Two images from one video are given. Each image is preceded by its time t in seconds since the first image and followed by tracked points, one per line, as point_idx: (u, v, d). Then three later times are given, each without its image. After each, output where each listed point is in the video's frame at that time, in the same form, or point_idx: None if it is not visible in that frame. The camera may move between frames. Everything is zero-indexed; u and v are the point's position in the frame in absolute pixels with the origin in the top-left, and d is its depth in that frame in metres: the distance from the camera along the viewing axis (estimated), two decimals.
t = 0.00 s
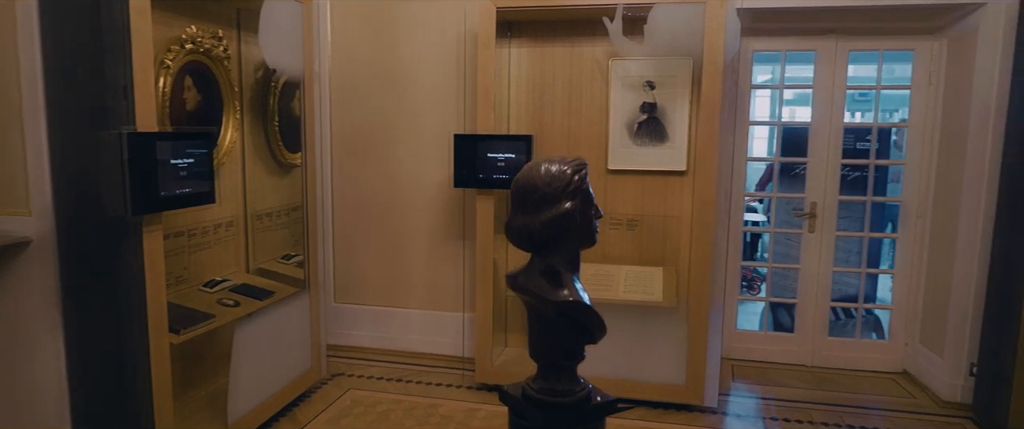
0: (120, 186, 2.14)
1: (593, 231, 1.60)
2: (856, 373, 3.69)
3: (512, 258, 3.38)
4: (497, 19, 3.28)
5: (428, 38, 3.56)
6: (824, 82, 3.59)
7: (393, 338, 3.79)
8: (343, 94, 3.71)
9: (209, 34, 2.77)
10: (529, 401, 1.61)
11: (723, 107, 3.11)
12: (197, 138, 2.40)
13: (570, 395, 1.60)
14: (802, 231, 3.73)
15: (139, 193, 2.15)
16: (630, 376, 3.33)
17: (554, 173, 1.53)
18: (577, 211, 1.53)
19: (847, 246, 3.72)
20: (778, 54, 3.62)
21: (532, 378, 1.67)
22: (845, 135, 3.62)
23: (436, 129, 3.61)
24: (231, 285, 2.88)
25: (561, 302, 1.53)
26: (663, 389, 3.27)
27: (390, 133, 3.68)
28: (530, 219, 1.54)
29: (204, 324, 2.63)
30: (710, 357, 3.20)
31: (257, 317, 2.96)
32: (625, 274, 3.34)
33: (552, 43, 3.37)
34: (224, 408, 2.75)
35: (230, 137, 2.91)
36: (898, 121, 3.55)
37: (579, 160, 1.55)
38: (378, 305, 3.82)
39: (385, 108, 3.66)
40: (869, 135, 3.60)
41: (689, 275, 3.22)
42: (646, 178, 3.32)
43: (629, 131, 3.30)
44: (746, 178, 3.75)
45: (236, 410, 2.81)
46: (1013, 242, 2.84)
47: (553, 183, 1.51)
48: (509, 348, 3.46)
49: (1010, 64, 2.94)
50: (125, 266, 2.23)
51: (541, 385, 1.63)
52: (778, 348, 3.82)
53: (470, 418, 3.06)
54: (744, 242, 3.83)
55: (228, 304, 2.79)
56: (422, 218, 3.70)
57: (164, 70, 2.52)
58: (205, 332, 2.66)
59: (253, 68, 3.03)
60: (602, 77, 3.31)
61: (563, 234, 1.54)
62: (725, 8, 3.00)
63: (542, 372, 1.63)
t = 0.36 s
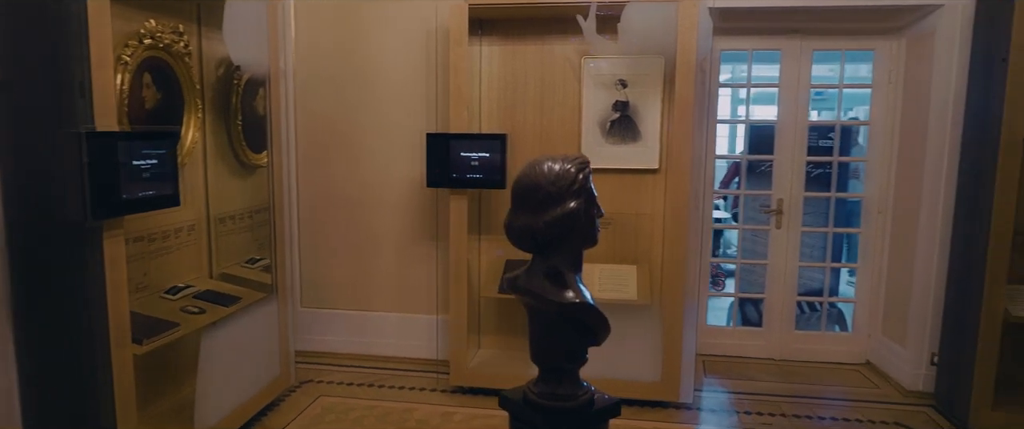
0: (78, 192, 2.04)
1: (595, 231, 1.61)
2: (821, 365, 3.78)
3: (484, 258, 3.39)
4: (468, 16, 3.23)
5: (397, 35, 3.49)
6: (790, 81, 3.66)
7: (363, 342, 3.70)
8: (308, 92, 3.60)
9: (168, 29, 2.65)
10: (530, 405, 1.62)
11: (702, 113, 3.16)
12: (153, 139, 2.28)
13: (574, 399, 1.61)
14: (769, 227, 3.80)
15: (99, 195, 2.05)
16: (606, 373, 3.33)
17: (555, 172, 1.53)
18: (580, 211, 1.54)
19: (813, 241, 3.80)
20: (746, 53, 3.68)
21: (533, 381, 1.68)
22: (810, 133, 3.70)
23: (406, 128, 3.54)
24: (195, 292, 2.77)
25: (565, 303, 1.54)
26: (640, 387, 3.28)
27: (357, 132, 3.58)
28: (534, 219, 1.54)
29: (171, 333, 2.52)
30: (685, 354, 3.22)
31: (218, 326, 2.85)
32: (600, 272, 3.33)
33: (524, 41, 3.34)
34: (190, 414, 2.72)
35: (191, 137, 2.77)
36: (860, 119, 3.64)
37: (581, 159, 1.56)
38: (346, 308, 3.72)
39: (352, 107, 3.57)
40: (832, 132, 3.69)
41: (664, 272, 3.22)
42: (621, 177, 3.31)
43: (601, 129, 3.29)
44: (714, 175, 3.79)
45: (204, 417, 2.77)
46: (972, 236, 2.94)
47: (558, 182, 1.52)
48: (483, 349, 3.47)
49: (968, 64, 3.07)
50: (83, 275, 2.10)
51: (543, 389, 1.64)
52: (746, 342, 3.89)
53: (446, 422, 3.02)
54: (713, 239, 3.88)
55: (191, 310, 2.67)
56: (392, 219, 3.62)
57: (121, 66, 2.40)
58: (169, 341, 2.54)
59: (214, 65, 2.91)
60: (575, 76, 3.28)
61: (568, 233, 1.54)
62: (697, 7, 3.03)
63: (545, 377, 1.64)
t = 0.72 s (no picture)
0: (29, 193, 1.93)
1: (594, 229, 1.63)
2: (785, 358, 3.87)
3: (453, 259, 3.38)
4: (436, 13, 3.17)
5: (361, 32, 3.40)
6: (752, 80, 3.73)
7: (328, 347, 3.60)
8: (268, 90, 3.48)
9: (122, 22, 2.50)
10: (529, 409, 1.63)
11: (664, 104, 3.15)
12: (104, 138, 2.15)
13: (572, 402, 1.62)
14: (732, 224, 3.86)
15: (51, 196, 1.94)
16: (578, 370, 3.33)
17: (556, 169, 1.54)
18: (581, 209, 1.56)
19: (776, 237, 3.89)
20: (709, 52, 3.74)
21: (531, 384, 1.68)
22: (772, 130, 3.78)
23: (371, 127, 3.46)
24: (152, 299, 2.64)
25: (567, 302, 1.55)
26: (612, 384, 3.28)
27: (321, 131, 3.48)
28: (535, 218, 1.55)
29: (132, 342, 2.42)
30: (657, 351, 3.25)
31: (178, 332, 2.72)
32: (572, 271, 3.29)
33: (491, 39, 3.32)
34: None
35: (146, 136, 2.63)
36: (819, 117, 3.74)
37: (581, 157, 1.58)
38: (311, 312, 3.61)
39: (315, 106, 3.47)
40: (792, 130, 3.77)
41: (635, 269, 3.24)
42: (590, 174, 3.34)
43: (570, 127, 3.29)
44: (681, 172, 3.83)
45: None
46: (929, 230, 3.04)
47: (559, 180, 1.53)
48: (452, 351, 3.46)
49: (921, 64, 3.19)
50: (34, 284, 1.97)
51: (542, 392, 1.64)
52: (712, 337, 3.95)
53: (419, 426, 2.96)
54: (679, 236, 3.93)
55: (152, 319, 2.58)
56: (358, 220, 3.53)
57: (71, 61, 2.24)
58: (130, 351, 2.44)
59: (170, 61, 2.76)
60: (542, 75, 3.30)
61: (568, 232, 1.56)
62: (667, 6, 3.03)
63: (542, 379, 1.65)
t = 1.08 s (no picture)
0: None
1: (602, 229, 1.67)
2: (754, 354, 3.94)
3: (427, 261, 3.32)
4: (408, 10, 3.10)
5: (329, 28, 3.30)
6: (721, 80, 3.77)
7: (297, 354, 3.49)
8: (231, 87, 3.34)
9: (76, 14, 2.35)
10: (536, 415, 1.67)
11: (643, 106, 3.20)
12: (52, 139, 2.00)
13: (581, 408, 1.65)
14: (702, 223, 3.90)
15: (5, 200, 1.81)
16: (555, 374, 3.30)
17: (567, 169, 1.58)
18: (592, 209, 1.59)
19: (744, 235, 3.95)
20: (679, 52, 3.77)
21: (538, 391, 1.73)
22: (740, 130, 3.83)
23: (341, 126, 3.36)
24: (112, 307, 2.51)
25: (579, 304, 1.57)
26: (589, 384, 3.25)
27: (286, 131, 3.36)
28: (549, 217, 1.57)
29: (92, 353, 2.32)
30: (634, 350, 3.23)
31: (139, 342, 2.59)
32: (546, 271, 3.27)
33: (463, 37, 3.23)
34: None
35: (103, 136, 2.49)
36: (785, 117, 3.82)
37: (589, 157, 1.62)
38: (278, 318, 3.48)
39: (282, 104, 3.35)
40: (759, 129, 3.84)
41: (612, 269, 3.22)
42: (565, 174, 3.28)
43: (544, 127, 3.23)
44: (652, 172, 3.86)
45: None
46: (895, 227, 3.13)
47: (571, 179, 1.56)
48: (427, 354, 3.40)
49: (884, 65, 3.28)
50: None
51: (549, 399, 1.68)
52: (684, 335, 3.98)
53: None
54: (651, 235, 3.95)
55: (106, 327, 2.43)
56: (327, 222, 3.43)
57: (22, 56, 2.09)
58: (90, 361, 2.34)
59: (126, 55, 2.62)
60: (517, 75, 3.21)
61: (580, 233, 1.59)
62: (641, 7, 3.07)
63: (554, 383, 1.68)
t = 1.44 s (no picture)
0: None
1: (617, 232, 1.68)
2: (732, 351, 3.98)
3: (408, 263, 3.27)
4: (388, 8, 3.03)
5: (306, 25, 3.21)
6: (699, 80, 3.81)
7: (274, 360, 3.40)
8: (204, 86, 3.24)
9: (41, 9, 2.24)
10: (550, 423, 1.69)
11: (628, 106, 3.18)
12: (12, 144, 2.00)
13: (595, 415, 1.67)
14: (681, 222, 3.94)
15: None
16: (539, 376, 3.29)
17: (585, 170, 1.59)
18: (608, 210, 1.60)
19: (721, 233, 3.99)
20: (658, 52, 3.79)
21: (551, 396, 1.74)
22: (717, 129, 3.88)
23: (319, 127, 3.28)
24: (80, 316, 2.41)
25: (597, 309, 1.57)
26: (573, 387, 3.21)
27: (260, 132, 3.27)
28: (565, 219, 1.59)
29: (64, 367, 2.22)
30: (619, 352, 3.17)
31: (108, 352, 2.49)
32: (528, 271, 3.25)
33: (444, 36, 3.19)
34: None
35: (70, 136, 2.38)
36: (761, 117, 3.87)
37: (605, 159, 1.64)
38: (253, 324, 3.39)
39: (258, 103, 3.25)
40: (736, 129, 3.88)
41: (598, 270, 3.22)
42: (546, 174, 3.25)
43: (526, 126, 3.20)
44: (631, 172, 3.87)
45: None
46: (870, 224, 3.20)
47: (586, 179, 1.58)
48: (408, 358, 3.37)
49: (858, 66, 3.35)
50: None
51: (563, 405, 1.70)
52: (663, 333, 4.01)
53: None
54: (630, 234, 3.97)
55: (77, 338, 2.34)
56: (305, 224, 3.35)
57: None
58: (61, 376, 2.23)
59: (93, 53, 2.51)
60: (498, 76, 3.19)
61: (597, 234, 1.59)
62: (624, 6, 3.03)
63: (569, 390, 1.70)
